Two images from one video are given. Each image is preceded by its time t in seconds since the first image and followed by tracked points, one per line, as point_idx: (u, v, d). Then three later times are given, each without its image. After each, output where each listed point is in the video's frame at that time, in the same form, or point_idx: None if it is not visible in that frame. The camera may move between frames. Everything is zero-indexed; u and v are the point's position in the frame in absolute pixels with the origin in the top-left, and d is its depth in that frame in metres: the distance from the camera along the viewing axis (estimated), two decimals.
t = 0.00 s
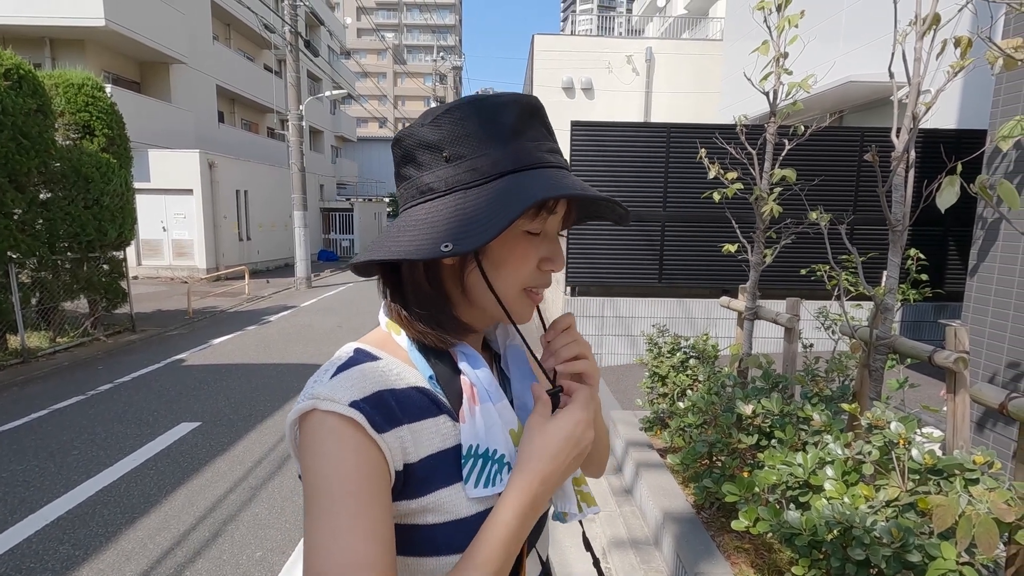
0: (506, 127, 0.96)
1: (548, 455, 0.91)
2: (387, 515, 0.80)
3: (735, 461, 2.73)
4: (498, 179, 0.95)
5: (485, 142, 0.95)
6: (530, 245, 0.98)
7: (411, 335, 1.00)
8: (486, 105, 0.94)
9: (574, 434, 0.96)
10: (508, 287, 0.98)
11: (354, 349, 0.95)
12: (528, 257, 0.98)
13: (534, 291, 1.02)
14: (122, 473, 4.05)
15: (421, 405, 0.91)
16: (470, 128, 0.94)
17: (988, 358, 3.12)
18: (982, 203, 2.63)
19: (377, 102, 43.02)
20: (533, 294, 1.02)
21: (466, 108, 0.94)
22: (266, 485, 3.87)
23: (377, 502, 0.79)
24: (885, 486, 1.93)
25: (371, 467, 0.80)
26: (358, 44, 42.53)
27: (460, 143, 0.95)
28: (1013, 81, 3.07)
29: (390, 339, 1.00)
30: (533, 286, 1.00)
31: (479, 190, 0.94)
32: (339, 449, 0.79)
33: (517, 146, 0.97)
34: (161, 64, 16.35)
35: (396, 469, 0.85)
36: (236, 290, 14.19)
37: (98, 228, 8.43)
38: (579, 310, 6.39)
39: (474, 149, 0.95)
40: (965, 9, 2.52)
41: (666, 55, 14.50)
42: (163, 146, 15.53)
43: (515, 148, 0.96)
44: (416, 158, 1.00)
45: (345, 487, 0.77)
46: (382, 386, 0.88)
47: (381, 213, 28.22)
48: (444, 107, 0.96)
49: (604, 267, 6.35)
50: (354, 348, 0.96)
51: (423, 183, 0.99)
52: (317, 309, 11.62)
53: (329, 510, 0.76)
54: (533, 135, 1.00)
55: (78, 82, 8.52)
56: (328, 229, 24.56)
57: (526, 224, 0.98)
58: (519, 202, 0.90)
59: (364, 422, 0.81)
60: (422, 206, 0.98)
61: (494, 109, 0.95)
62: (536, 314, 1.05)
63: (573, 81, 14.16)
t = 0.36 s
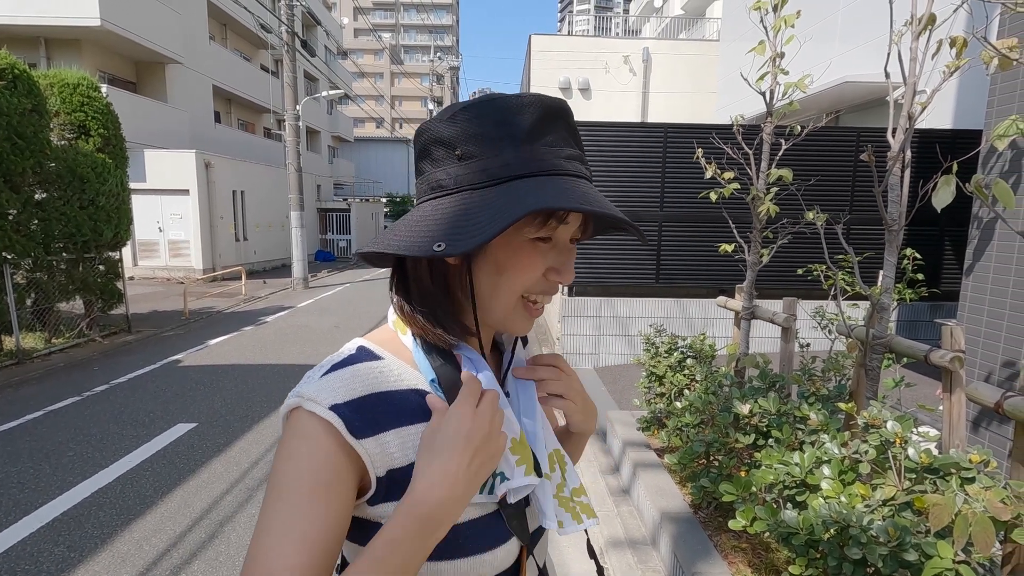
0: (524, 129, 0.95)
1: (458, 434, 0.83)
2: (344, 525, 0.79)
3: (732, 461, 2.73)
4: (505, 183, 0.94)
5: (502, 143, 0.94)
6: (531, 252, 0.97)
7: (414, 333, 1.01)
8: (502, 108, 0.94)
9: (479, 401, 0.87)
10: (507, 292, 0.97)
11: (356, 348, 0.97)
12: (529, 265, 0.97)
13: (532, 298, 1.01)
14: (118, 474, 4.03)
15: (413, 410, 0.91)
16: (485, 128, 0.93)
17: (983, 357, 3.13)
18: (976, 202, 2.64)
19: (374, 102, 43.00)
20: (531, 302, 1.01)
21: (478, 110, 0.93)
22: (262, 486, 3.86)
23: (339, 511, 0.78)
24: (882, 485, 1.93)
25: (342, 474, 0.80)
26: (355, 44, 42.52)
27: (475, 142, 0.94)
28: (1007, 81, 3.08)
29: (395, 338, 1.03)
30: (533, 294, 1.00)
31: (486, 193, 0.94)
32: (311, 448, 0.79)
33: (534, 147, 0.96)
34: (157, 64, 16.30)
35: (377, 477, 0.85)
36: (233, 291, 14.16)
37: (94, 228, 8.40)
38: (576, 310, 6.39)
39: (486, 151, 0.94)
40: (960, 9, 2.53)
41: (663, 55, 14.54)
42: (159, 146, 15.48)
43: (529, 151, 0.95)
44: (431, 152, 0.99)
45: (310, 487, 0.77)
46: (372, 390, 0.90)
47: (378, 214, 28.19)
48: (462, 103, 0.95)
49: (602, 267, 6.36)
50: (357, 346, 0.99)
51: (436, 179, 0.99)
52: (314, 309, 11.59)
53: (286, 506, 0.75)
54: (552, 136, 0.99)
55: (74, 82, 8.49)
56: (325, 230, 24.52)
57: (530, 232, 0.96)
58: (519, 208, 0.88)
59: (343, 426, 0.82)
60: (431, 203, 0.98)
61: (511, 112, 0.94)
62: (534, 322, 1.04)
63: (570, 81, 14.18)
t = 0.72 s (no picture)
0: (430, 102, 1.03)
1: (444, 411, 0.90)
2: (339, 518, 0.83)
3: (726, 460, 2.73)
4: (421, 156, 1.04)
5: (417, 115, 1.02)
6: (457, 212, 1.02)
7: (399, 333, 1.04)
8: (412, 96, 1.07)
9: (475, 364, 0.95)
10: (440, 257, 1.02)
11: (346, 347, 1.01)
12: (454, 225, 1.01)
13: (472, 261, 1.03)
14: (113, 475, 4.01)
15: (397, 407, 0.95)
16: (404, 114, 1.04)
17: (977, 355, 3.14)
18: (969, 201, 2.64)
19: (370, 102, 42.91)
20: (474, 267, 1.03)
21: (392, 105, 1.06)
22: (257, 486, 3.84)
23: (329, 507, 0.82)
24: (874, 483, 1.94)
25: (330, 469, 0.84)
26: (351, 44, 42.44)
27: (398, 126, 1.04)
28: (999, 81, 3.09)
29: (384, 339, 1.06)
30: (468, 256, 1.02)
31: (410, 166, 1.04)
32: (299, 447, 0.83)
33: (444, 113, 1.01)
34: (152, 63, 16.23)
35: (360, 473, 0.88)
36: (229, 291, 14.10)
37: (88, 228, 8.35)
38: (572, 309, 6.39)
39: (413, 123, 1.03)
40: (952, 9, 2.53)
41: (660, 55, 14.55)
42: (154, 146, 15.42)
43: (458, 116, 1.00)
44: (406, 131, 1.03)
45: (302, 486, 0.81)
46: (357, 388, 0.93)
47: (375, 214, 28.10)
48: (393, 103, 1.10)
49: (598, 267, 6.36)
50: (347, 344, 1.03)
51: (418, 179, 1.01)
52: (310, 309, 11.55)
53: (280, 506, 0.80)
54: (465, 101, 1.02)
55: (67, 82, 8.44)
56: (322, 230, 24.45)
57: (448, 192, 1.02)
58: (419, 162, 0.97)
59: (326, 424, 0.85)
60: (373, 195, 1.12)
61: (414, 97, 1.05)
62: (485, 290, 1.04)
63: (566, 81, 14.19)
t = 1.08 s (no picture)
0: (406, 100, 1.04)
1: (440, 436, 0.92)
2: (323, 518, 0.85)
3: (720, 459, 2.74)
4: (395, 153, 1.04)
5: (395, 114, 1.04)
6: (428, 207, 1.01)
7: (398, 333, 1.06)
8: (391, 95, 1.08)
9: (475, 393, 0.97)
10: (415, 250, 1.02)
11: (344, 346, 1.03)
12: (427, 219, 1.01)
13: (448, 255, 1.02)
14: (104, 478, 3.98)
15: (391, 407, 0.96)
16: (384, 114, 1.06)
17: (967, 353, 3.18)
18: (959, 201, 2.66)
19: (363, 102, 42.79)
20: (447, 259, 1.02)
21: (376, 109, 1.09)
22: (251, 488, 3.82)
23: (313, 504, 0.84)
24: (868, 481, 1.95)
25: (316, 470, 0.85)
26: (344, 44, 42.31)
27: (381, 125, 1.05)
28: (988, 82, 3.12)
29: (386, 342, 1.06)
30: (440, 249, 1.01)
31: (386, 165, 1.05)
32: (287, 446, 0.85)
33: (419, 112, 1.02)
34: (143, 63, 16.10)
35: (348, 471, 0.89)
36: (221, 292, 14.01)
37: (78, 229, 8.27)
38: (566, 309, 6.40)
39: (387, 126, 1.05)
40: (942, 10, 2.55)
41: (653, 56, 14.60)
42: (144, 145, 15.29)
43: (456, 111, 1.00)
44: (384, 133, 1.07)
45: (286, 484, 0.83)
46: (351, 387, 0.94)
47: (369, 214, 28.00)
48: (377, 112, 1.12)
49: (591, 267, 6.37)
50: (345, 343, 1.04)
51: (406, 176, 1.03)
52: (303, 310, 11.49)
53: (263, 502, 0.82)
54: (443, 97, 1.03)
55: (56, 81, 8.36)
56: (315, 230, 24.33)
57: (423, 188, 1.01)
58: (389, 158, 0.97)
59: (314, 424, 0.87)
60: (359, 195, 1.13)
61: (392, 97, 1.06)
62: (460, 285, 1.02)
63: (560, 82, 14.21)
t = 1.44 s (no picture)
0: (449, 101, 1.03)
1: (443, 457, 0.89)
2: (312, 501, 0.84)
3: (715, 455, 2.75)
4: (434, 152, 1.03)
5: (435, 112, 1.04)
6: (457, 213, 1.01)
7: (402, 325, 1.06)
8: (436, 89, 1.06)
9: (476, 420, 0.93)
10: (437, 252, 1.02)
11: (350, 332, 1.03)
12: (454, 225, 1.01)
13: (469, 264, 1.03)
14: (97, 478, 3.95)
15: (395, 398, 0.96)
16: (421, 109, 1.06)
17: (958, 351, 3.20)
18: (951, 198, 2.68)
19: (357, 101, 42.68)
20: (467, 268, 1.03)
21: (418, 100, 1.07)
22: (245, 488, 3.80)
23: (307, 487, 0.84)
24: (861, 477, 1.96)
25: (314, 453, 0.85)
26: (338, 42, 42.18)
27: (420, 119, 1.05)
28: (979, 80, 3.15)
29: (390, 329, 1.06)
30: (463, 255, 1.02)
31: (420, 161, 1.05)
32: (287, 425, 0.85)
33: (458, 113, 1.02)
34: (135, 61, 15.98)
35: (347, 459, 0.89)
36: (214, 291, 13.93)
37: (69, 228, 8.20)
38: (561, 308, 6.40)
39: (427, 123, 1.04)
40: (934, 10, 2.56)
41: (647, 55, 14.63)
42: (137, 144, 15.20)
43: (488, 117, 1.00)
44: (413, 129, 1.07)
45: (284, 461, 0.83)
46: (356, 374, 0.95)
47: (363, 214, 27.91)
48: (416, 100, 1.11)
49: (587, 265, 6.39)
50: (352, 330, 1.04)
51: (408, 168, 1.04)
52: (298, 309, 11.45)
53: (259, 478, 0.81)
54: (483, 101, 1.02)
55: (47, 79, 8.29)
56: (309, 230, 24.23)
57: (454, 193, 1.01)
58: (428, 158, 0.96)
59: (319, 407, 0.87)
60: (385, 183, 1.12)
61: (438, 94, 1.05)
62: (477, 295, 1.03)
63: (554, 81, 14.22)
